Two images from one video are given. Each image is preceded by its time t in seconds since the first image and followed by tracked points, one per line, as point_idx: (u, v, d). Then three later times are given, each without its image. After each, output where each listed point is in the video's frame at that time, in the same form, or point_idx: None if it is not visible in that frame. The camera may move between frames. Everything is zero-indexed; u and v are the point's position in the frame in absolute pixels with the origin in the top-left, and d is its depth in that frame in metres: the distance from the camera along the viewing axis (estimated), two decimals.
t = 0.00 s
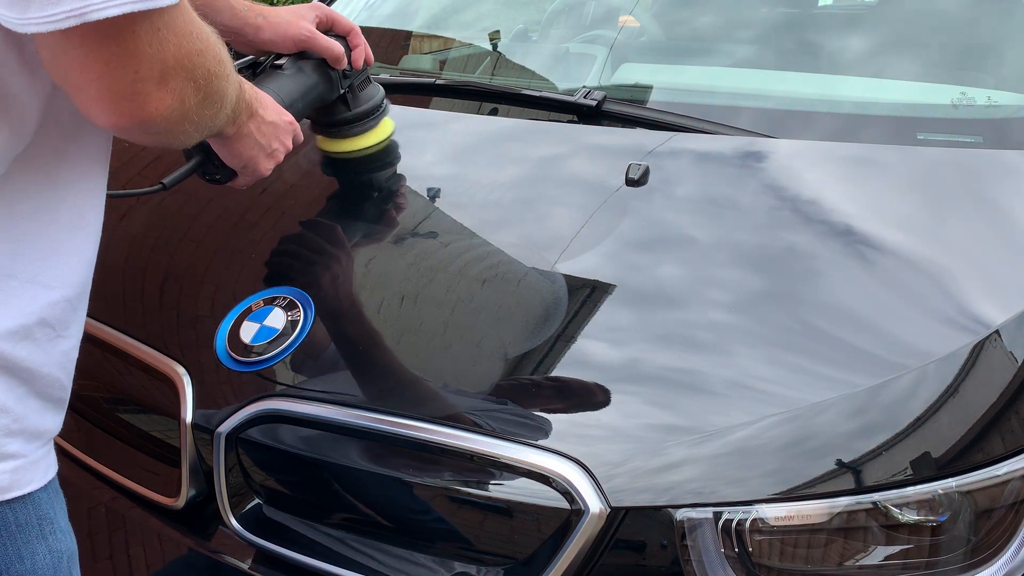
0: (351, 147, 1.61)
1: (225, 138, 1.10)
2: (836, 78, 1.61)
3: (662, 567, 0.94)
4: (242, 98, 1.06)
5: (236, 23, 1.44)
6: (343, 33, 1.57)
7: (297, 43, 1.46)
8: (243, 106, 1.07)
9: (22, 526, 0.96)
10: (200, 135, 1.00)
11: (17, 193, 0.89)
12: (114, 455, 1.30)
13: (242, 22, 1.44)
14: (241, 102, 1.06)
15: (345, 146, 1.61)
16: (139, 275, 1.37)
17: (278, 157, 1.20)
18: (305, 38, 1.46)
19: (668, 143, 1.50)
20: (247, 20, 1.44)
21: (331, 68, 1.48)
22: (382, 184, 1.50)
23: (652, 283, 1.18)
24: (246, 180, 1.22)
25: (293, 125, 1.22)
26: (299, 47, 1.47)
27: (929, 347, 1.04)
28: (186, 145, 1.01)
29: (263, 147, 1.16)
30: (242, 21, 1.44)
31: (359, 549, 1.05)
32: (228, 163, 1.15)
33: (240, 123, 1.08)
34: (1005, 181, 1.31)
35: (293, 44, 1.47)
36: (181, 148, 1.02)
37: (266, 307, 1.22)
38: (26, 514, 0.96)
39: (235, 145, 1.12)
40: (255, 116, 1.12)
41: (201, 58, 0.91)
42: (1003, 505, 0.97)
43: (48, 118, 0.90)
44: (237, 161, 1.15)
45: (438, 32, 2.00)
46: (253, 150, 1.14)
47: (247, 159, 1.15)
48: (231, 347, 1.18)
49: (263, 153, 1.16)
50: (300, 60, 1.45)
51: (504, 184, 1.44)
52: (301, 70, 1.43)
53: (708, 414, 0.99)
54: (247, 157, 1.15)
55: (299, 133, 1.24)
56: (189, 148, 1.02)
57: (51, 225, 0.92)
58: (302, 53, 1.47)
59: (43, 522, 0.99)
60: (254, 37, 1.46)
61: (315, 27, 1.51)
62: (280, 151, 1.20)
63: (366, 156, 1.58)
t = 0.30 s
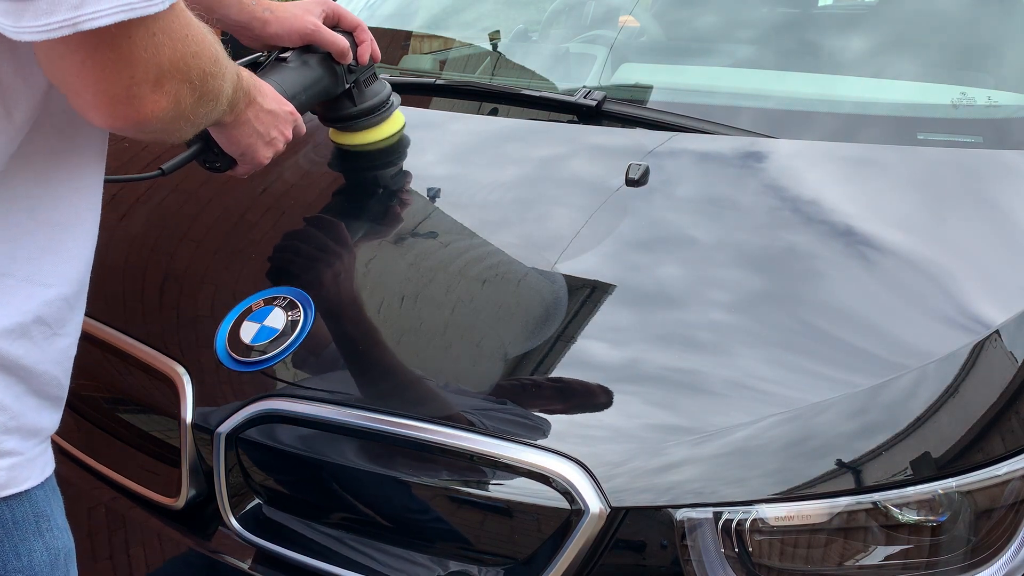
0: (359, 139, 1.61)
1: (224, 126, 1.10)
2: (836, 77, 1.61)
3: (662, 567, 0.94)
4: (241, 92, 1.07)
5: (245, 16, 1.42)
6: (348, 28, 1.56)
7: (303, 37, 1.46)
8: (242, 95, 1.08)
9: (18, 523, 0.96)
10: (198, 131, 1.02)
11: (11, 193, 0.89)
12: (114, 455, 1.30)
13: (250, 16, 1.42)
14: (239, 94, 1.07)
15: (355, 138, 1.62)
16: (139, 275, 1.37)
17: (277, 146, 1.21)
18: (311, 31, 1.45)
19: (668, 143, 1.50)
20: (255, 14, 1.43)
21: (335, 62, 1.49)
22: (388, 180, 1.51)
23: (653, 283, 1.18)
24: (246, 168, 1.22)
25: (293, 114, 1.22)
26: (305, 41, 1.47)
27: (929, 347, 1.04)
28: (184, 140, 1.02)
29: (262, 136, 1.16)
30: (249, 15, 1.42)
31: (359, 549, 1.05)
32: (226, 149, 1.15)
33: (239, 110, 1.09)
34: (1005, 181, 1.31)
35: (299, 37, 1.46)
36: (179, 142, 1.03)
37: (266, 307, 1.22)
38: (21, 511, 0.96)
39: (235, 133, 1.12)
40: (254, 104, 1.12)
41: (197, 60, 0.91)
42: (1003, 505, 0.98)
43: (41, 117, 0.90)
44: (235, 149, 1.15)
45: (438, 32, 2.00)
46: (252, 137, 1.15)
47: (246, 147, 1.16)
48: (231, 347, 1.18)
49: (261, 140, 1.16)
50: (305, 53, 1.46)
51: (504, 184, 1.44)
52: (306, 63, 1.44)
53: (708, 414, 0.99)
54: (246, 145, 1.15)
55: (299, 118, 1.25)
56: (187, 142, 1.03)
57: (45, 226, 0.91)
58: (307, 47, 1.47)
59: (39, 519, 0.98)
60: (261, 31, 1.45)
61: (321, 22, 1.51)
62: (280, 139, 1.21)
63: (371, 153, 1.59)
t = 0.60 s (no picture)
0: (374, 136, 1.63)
1: (237, 122, 1.10)
2: (836, 77, 1.61)
3: (662, 567, 0.94)
4: (251, 87, 1.07)
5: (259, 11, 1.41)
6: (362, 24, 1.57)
7: (317, 33, 1.47)
8: (253, 91, 1.08)
9: (9, 524, 0.96)
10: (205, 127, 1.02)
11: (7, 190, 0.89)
12: (114, 455, 1.30)
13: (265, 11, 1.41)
14: (250, 89, 1.07)
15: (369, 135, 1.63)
16: (139, 275, 1.37)
17: (290, 142, 1.21)
18: (325, 27, 1.47)
19: (669, 143, 1.50)
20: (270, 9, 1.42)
21: (349, 59, 1.50)
22: (393, 176, 1.52)
23: (653, 283, 1.18)
24: (258, 164, 1.23)
25: (307, 112, 1.22)
26: (319, 37, 1.47)
27: (929, 347, 1.04)
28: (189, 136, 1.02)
29: (275, 132, 1.17)
30: (264, 11, 1.42)
31: (359, 549, 1.05)
32: (239, 145, 1.16)
33: (251, 107, 1.09)
34: (1006, 182, 1.31)
35: (313, 34, 1.47)
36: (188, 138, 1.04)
37: (266, 307, 1.22)
38: (12, 512, 0.96)
39: (247, 129, 1.12)
40: (266, 99, 1.12)
41: (199, 57, 0.91)
42: (1003, 505, 0.97)
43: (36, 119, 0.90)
44: (249, 144, 1.15)
45: (438, 32, 2.00)
46: (264, 133, 1.15)
47: (258, 143, 1.16)
48: (231, 347, 1.18)
49: (274, 136, 1.17)
50: (319, 49, 1.48)
51: (504, 184, 1.44)
52: (319, 59, 1.45)
53: (709, 414, 0.99)
54: (258, 141, 1.16)
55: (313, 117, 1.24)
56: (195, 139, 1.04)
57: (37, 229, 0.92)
58: (321, 43, 1.48)
59: (30, 519, 0.98)
60: (275, 27, 1.44)
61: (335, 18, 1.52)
62: (292, 136, 1.20)
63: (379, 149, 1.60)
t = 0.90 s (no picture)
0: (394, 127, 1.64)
1: (252, 113, 1.13)
2: (837, 77, 1.61)
3: (662, 567, 0.95)
4: (264, 79, 1.08)
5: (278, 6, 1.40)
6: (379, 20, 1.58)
7: (333, 26, 1.46)
8: (268, 83, 1.10)
9: None
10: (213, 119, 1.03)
11: (4, 188, 0.89)
12: (114, 456, 1.30)
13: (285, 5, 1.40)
14: (265, 81, 1.09)
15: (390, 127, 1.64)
16: (139, 275, 1.37)
17: (305, 134, 1.23)
18: (341, 21, 1.47)
19: (669, 143, 1.50)
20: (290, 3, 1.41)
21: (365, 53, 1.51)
22: (398, 173, 1.52)
23: (653, 283, 1.18)
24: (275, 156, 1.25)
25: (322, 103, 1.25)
26: (335, 30, 1.47)
27: (929, 347, 1.04)
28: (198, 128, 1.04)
29: (290, 123, 1.19)
30: (282, 5, 1.41)
31: (359, 548, 1.05)
32: (255, 137, 1.19)
33: (266, 97, 1.11)
34: (1005, 182, 1.31)
35: (329, 27, 1.46)
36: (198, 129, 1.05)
37: (266, 307, 1.22)
38: None
39: (264, 120, 1.15)
40: (282, 91, 1.14)
41: (202, 50, 0.92)
42: (1003, 505, 0.97)
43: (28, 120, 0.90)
44: (265, 136, 1.18)
45: (438, 32, 2.00)
46: (280, 125, 1.18)
47: (274, 134, 1.19)
48: (232, 347, 1.18)
49: (289, 128, 1.20)
50: (335, 43, 1.48)
51: (504, 184, 1.44)
52: (336, 52, 1.46)
53: (709, 414, 0.99)
54: (274, 132, 1.18)
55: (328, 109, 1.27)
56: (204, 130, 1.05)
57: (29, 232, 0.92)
58: (337, 36, 1.48)
59: (14, 523, 0.98)
60: (293, 20, 1.43)
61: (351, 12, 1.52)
62: (307, 129, 1.23)
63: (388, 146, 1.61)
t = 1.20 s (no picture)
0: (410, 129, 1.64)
1: (256, 113, 1.13)
2: (837, 78, 1.61)
3: (662, 567, 0.95)
4: (266, 78, 1.09)
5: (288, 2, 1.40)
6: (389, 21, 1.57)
7: (343, 27, 1.47)
8: (271, 83, 1.11)
9: None
10: (209, 117, 1.03)
11: None
12: (114, 456, 1.30)
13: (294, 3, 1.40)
14: (268, 81, 1.09)
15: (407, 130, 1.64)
16: (139, 275, 1.37)
17: (309, 134, 1.24)
18: (351, 21, 1.47)
19: (670, 143, 1.50)
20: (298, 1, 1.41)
21: (373, 54, 1.51)
22: (406, 175, 1.52)
23: (654, 284, 1.18)
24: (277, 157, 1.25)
25: (328, 104, 1.26)
26: (344, 31, 1.48)
27: (930, 347, 1.04)
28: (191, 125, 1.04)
29: (294, 123, 1.20)
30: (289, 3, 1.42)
31: (359, 549, 1.05)
32: (259, 137, 1.20)
33: (270, 98, 1.12)
34: (1005, 182, 1.31)
35: (338, 28, 1.47)
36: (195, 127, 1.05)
37: (266, 307, 1.22)
38: None
39: (267, 119, 1.16)
40: (287, 91, 1.15)
41: (191, 51, 0.92)
42: (1002, 505, 0.98)
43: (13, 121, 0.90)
44: (268, 135, 1.19)
45: (438, 32, 2.00)
46: (285, 125, 1.18)
47: (278, 133, 1.19)
48: (232, 347, 1.18)
49: (294, 128, 1.20)
50: (344, 43, 1.48)
51: (504, 184, 1.44)
52: (344, 52, 1.46)
53: (710, 414, 0.99)
54: (278, 131, 1.19)
55: (334, 110, 1.27)
56: (201, 128, 1.06)
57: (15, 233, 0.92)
58: (347, 37, 1.49)
59: None
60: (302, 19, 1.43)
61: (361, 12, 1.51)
62: (312, 128, 1.24)
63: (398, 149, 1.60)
